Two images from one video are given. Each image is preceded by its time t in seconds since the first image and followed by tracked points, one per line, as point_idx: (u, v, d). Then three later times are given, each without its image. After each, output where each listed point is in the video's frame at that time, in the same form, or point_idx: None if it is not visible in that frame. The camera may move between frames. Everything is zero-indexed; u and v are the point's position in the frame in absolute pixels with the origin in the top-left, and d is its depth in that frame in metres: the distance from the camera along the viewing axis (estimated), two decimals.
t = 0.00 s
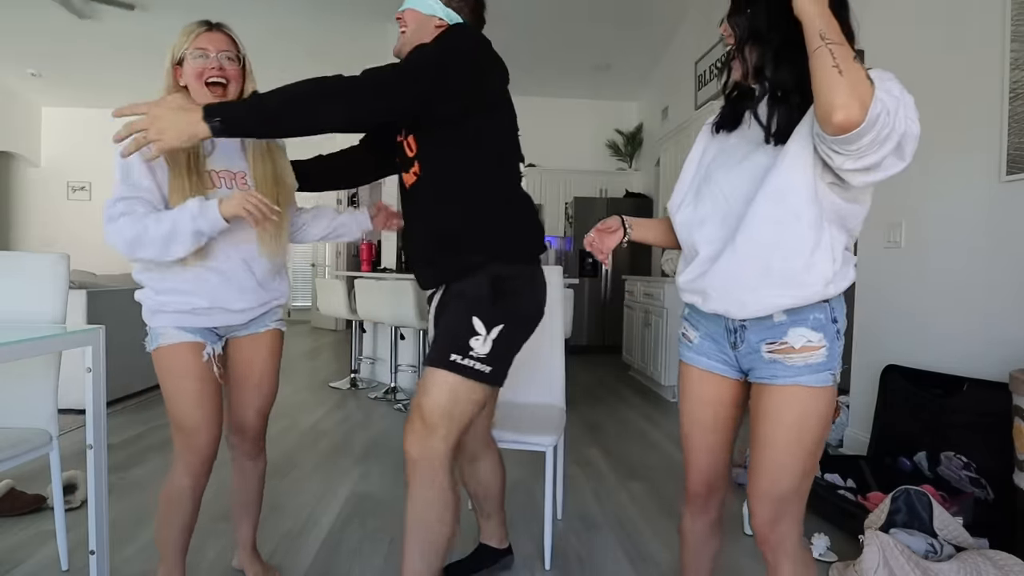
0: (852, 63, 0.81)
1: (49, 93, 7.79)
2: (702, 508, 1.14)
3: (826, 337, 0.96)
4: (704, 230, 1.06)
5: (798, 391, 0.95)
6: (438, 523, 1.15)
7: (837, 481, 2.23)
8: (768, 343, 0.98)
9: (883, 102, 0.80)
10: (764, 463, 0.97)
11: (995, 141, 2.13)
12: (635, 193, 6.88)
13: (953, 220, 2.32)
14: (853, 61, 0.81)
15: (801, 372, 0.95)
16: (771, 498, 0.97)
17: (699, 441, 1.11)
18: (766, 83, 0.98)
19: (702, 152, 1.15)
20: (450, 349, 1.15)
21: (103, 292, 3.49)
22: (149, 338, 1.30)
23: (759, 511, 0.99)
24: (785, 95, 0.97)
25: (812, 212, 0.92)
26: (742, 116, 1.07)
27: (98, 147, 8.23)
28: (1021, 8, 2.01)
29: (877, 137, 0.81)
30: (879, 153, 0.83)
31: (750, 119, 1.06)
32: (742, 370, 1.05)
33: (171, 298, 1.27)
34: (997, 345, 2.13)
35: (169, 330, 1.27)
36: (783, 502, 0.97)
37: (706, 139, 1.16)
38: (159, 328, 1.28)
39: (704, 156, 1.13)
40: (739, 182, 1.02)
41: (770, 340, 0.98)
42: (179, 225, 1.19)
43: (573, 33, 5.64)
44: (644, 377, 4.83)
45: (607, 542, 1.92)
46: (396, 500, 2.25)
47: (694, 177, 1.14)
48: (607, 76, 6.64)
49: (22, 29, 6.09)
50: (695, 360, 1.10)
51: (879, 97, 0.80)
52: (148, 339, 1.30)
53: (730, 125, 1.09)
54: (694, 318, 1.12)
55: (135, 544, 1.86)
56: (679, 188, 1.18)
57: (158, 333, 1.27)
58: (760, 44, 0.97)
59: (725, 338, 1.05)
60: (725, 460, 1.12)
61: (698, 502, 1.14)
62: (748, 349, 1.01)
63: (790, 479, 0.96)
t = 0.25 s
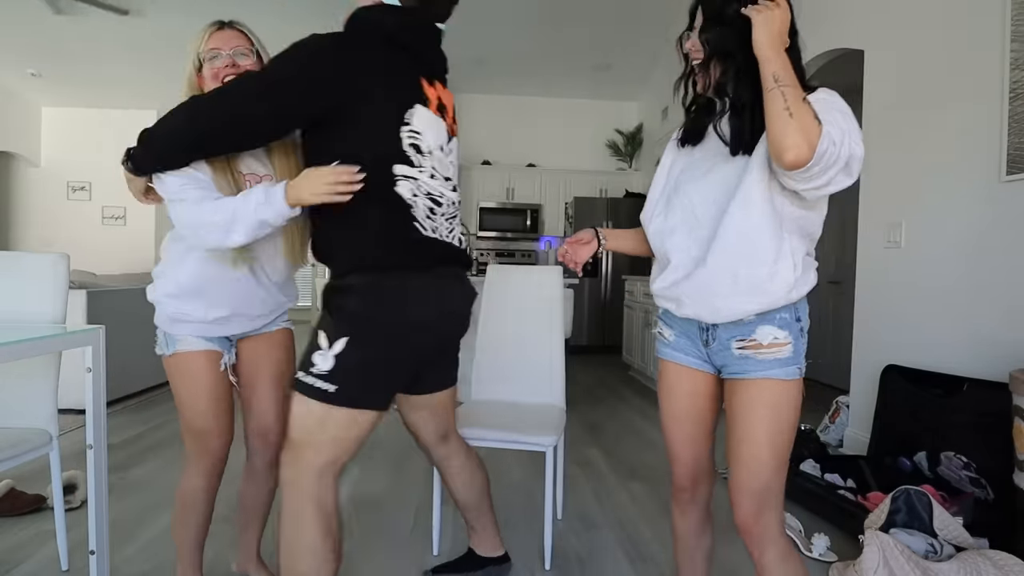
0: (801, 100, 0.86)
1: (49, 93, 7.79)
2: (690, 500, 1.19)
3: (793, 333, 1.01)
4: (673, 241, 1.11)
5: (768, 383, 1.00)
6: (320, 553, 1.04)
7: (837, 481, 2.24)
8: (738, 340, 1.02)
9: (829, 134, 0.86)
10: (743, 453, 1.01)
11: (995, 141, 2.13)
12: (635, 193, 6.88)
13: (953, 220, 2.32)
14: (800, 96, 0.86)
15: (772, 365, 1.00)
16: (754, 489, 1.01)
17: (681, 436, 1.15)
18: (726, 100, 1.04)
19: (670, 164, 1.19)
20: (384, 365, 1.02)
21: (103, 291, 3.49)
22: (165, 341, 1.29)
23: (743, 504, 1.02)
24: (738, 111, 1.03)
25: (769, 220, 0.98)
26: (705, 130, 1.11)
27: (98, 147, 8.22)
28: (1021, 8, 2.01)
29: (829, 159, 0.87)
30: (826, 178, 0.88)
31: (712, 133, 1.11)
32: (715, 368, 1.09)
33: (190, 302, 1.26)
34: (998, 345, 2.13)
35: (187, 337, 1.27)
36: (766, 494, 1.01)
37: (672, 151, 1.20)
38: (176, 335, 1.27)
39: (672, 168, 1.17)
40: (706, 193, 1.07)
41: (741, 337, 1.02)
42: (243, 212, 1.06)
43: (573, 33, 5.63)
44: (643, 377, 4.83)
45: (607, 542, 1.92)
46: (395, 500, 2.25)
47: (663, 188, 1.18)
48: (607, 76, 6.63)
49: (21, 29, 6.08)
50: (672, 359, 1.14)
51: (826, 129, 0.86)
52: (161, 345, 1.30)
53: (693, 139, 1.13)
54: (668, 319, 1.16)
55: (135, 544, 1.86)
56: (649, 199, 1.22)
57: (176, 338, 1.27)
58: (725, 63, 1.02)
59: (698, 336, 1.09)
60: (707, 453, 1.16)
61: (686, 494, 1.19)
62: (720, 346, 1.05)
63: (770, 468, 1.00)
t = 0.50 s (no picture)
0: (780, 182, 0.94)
1: (49, 93, 7.79)
2: (683, 493, 1.20)
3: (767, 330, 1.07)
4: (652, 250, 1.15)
5: (751, 378, 1.06)
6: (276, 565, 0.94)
7: (837, 481, 2.24)
8: (720, 338, 1.08)
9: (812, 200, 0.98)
10: (732, 443, 1.07)
11: (995, 140, 2.13)
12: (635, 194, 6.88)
13: (953, 220, 2.32)
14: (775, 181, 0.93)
15: (752, 361, 1.06)
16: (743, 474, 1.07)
17: (670, 427, 1.17)
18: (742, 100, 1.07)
19: (649, 174, 1.24)
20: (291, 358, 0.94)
21: (103, 291, 3.49)
22: (201, 331, 1.29)
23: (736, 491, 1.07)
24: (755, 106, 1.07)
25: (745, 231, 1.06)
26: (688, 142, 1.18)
27: (98, 147, 8.23)
28: (1021, 8, 2.01)
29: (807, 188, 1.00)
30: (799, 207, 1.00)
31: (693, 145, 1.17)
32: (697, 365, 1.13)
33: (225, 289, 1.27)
34: (998, 345, 2.13)
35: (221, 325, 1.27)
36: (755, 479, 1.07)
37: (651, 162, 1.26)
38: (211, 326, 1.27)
39: (652, 178, 1.23)
40: (684, 202, 1.12)
41: (723, 336, 1.08)
42: (255, 181, 0.89)
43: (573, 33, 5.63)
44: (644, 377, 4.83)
45: (607, 542, 1.92)
46: (395, 500, 2.25)
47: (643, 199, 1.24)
48: (607, 76, 6.63)
49: (21, 29, 6.08)
50: (656, 356, 1.18)
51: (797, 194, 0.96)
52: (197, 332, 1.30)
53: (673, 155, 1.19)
54: (649, 318, 1.20)
55: (135, 544, 1.86)
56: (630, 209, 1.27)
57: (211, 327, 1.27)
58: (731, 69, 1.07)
59: (680, 335, 1.13)
60: (696, 445, 1.19)
61: (679, 487, 1.20)
62: (701, 343, 1.10)
63: (755, 457, 1.06)
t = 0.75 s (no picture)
0: (778, 278, 1.03)
1: (50, 93, 7.79)
2: (680, 490, 1.20)
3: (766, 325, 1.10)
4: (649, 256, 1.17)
5: (747, 377, 1.07)
6: (268, 567, 0.87)
7: (837, 481, 2.24)
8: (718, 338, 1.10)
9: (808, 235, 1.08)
10: (729, 444, 1.08)
11: (995, 140, 2.13)
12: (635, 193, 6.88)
13: (952, 220, 2.33)
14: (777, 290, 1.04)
15: (750, 360, 1.07)
16: (740, 472, 1.07)
17: (665, 423, 1.17)
18: (740, 103, 1.10)
19: (640, 174, 1.24)
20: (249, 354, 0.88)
21: (103, 291, 3.49)
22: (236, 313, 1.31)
23: (734, 488, 1.08)
24: (750, 109, 1.10)
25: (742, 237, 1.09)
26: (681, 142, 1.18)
27: (98, 147, 8.23)
28: (1021, 9, 2.01)
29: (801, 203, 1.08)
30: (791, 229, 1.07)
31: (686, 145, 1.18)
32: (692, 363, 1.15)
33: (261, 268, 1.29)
34: (997, 345, 2.13)
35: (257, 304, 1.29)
36: (752, 475, 1.07)
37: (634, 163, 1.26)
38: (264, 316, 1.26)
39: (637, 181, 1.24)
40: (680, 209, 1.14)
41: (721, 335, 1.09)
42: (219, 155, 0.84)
43: (573, 33, 5.63)
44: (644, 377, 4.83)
45: (607, 542, 1.92)
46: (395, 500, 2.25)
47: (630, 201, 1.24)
48: (607, 76, 6.63)
49: (21, 29, 6.08)
50: (652, 356, 1.18)
51: (787, 259, 1.05)
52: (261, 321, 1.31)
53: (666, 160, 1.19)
54: (645, 318, 1.20)
55: (135, 544, 1.86)
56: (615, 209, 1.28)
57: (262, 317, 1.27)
58: (729, 75, 1.10)
59: (677, 335, 1.14)
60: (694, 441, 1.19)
61: (675, 485, 1.20)
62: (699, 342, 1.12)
63: (753, 455, 1.07)
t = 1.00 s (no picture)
0: (784, 304, 1.06)
1: (50, 93, 7.79)
2: (679, 495, 1.20)
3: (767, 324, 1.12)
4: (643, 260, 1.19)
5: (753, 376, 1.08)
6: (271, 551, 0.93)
7: (837, 481, 2.24)
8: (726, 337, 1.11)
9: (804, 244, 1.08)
10: (733, 441, 1.09)
11: (995, 140, 2.13)
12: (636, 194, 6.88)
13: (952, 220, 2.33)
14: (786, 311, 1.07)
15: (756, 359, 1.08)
16: (747, 474, 1.08)
17: (669, 427, 1.16)
18: (732, 108, 1.10)
19: (638, 175, 1.23)
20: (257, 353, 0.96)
21: (103, 291, 3.49)
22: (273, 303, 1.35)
23: (742, 489, 1.08)
24: (742, 112, 1.10)
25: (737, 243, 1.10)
26: (679, 143, 1.17)
27: (98, 147, 8.22)
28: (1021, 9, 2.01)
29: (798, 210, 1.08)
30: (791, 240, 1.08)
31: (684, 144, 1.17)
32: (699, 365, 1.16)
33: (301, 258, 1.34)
34: (997, 345, 2.13)
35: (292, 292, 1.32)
36: (758, 477, 1.08)
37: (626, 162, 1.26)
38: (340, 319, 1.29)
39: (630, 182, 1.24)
40: (674, 212, 1.15)
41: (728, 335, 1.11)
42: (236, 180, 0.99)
43: (573, 33, 5.63)
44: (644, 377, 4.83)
45: (607, 542, 1.92)
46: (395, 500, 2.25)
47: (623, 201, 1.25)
48: (607, 76, 6.63)
49: (22, 28, 6.08)
50: (657, 356, 1.18)
51: (789, 279, 1.06)
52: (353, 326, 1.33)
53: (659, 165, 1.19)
54: (649, 319, 1.20)
55: (135, 544, 1.86)
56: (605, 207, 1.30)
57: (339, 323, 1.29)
58: (723, 78, 1.11)
59: (684, 335, 1.15)
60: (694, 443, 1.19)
61: (676, 490, 1.20)
62: (706, 343, 1.13)
63: (757, 453, 1.07)
